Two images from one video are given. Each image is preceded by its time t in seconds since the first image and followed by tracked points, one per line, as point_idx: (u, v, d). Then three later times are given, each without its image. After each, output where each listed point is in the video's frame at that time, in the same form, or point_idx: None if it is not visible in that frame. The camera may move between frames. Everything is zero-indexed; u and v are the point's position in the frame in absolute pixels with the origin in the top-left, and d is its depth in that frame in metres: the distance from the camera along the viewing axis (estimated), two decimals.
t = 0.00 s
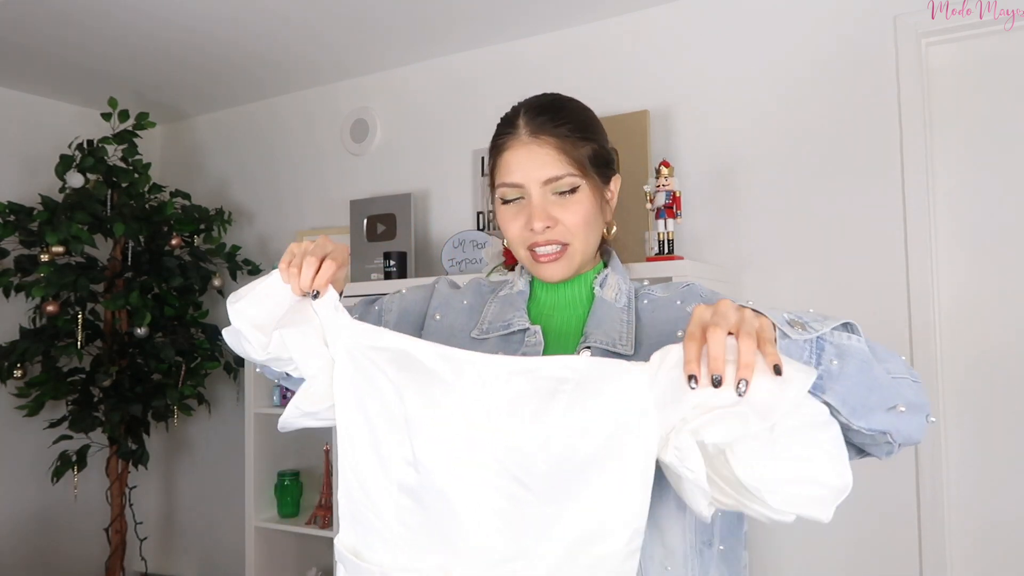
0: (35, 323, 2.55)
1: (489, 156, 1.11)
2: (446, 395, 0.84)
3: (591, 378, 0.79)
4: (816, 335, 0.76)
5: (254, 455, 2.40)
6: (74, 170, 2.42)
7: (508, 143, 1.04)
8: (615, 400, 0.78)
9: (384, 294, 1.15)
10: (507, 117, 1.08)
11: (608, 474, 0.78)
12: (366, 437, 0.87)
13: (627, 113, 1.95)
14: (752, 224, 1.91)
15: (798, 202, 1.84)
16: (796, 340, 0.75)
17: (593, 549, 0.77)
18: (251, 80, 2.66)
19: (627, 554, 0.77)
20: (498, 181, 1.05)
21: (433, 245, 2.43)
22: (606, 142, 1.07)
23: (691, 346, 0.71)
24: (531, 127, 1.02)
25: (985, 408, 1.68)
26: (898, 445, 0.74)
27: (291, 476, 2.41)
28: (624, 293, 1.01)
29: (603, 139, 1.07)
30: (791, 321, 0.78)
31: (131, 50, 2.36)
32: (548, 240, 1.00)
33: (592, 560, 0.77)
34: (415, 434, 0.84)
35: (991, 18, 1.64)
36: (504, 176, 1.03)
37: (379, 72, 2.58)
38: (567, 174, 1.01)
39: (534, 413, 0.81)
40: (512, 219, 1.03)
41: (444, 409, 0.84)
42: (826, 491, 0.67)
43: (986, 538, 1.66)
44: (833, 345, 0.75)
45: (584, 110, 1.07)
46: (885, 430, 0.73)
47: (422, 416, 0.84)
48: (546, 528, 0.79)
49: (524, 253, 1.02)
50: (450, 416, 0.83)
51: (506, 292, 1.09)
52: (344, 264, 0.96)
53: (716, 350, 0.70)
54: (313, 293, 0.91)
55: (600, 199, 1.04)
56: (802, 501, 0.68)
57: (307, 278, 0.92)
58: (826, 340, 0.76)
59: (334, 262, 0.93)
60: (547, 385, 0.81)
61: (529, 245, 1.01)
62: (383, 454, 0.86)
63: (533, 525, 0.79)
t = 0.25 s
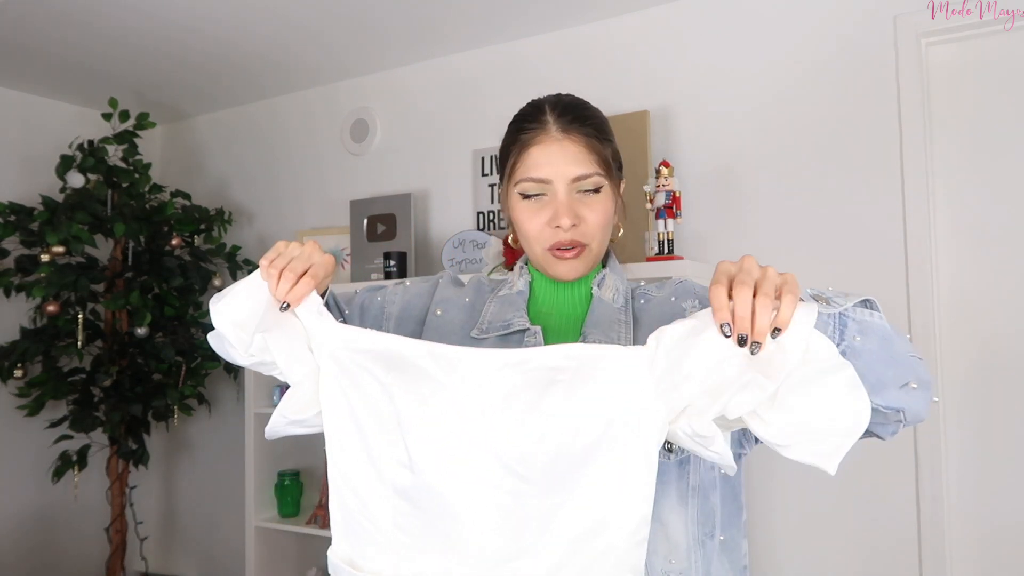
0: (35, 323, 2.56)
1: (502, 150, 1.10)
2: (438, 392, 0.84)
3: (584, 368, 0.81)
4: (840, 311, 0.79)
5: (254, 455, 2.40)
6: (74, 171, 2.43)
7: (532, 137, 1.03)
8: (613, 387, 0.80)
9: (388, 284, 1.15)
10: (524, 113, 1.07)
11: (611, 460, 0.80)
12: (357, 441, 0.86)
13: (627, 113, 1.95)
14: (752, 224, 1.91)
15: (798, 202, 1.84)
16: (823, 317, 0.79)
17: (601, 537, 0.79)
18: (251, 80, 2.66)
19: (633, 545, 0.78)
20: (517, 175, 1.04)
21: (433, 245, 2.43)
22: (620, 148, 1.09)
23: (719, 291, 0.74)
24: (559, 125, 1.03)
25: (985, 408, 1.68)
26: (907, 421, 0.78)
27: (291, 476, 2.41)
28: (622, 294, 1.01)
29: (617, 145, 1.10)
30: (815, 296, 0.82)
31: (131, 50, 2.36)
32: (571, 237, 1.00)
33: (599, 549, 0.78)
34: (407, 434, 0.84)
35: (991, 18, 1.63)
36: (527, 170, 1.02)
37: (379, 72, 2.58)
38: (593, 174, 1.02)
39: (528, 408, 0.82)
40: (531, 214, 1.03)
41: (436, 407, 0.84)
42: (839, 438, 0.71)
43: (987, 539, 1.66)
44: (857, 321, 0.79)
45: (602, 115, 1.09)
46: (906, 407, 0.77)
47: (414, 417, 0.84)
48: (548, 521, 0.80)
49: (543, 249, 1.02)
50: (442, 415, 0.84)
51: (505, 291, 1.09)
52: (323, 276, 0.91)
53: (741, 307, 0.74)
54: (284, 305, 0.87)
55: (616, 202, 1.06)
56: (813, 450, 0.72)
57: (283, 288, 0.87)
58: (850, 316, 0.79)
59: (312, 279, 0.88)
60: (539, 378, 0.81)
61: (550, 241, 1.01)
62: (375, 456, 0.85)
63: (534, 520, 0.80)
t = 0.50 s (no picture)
0: (35, 323, 2.55)
1: (504, 150, 1.09)
2: (446, 395, 0.84)
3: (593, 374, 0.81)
4: (872, 342, 0.79)
5: (254, 455, 2.40)
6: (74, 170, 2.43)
7: (539, 138, 1.03)
8: (622, 393, 0.80)
9: (384, 288, 1.15)
10: (528, 112, 1.07)
11: (618, 467, 0.80)
12: (360, 441, 0.85)
13: (627, 113, 1.95)
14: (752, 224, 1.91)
15: (798, 202, 1.84)
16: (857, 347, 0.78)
17: (604, 543, 0.78)
18: (251, 80, 2.66)
19: (639, 553, 0.77)
20: (523, 176, 1.04)
21: (433, 245, 2.43)
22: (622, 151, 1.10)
23: (733, 307, 0.77)
24: (567, 126, 1.03)
25: (985, 408, 1.68)
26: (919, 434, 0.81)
27: (291, 476, 2.41)
28: (621, 293, 1.01)
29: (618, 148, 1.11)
30: (849, 326, 0.79)
31: (131, 50, 2.36)
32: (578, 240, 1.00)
33: (604, 556, 0.78)
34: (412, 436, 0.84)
35: (991, 18, 1.63)
36: (535, 172, 1.02)
37: (379, 72, 2.58)
38: (600, 177, 1.02)
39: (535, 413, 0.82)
40: (537, 216, 1.03)
41: (443, 409, 0.84)
42: (860, 428, 0.72)
43: (986, 538, 1.66)
44: (885, 349, 0.79)
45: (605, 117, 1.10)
46: (920, 423, 0.78)
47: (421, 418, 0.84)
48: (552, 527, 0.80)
49: (549, 251, 1.02)
50: (448, 415, 0.84)
51: (504, 291, 1.09)
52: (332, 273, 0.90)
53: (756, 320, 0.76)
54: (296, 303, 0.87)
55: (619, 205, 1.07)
56: (843, 449, 0.72)
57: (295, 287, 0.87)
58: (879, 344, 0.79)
59: (323, 273, 0.88)
60: (547, 383, 0.82)
61: (556, 243, 1.01)
62: (377, 456, 0.85)
63: (538, 525, 0.80)
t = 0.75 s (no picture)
0: (35, 324, 2.55)
1: (507, 150, 1.08)
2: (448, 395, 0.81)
3: (593, 384, 0.78)
4: (883, 353, 0.74)
5: (254, 456, 2.40)
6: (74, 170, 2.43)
7: (545, 138, 1.02)
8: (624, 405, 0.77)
9: (383, 290, 1.15)
10: (532, 112, 1.06)
11: (615, 480, 0.78)
12: (365, 435, 0.84)
13: (626, 113, 1.95)
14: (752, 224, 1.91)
15: (798, 202, 1.84)
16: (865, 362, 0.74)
17: (602, 554, 0.77)
18: (251, 80, 2.66)
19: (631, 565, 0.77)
20: (528, 177, 1.03)
21: (433, 245, 2.43)
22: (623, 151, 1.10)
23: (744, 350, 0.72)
24: (572, 126, 1.02)
25: (985, 408, 1.67)
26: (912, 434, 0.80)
27: (290, 476, 2.41)
28: (620, 293, 1.02)
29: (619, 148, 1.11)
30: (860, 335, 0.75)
31: (131, 50, 2.36)
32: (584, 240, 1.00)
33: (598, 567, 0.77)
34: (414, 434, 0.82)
35: (991, 18, 1.63)
36: (541, 172, 1.02)
37: (379, 72, 2.58)
38: (605, 178, 1.02)
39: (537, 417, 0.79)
40: (542, 216, 1.02)
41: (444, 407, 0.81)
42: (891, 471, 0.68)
43: (987, 539, 1.66)
44: (893, 361, 0.75)
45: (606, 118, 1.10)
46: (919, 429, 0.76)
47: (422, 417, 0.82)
48: (550, 532, 0.78)
49: (554, 251, 1.02)
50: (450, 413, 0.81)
51: (503, 291, 1.09)
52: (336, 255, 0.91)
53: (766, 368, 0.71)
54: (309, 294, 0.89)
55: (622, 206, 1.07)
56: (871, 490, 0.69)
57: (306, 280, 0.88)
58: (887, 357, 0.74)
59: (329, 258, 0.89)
60: (549, 391, 0.78)
61: (562, 244, 1.01)
62: (385, 456, 0.83)
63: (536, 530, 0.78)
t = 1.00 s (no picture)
0: (35, 324, 2.55)
1: (514, 149, 1.09)
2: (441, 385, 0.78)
3: (588, 376, 0.75)
4: (852, 341, 0.78)
5: (254, 456, 2.40)
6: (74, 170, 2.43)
7: (553, 137, 1.03)
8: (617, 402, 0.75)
9: (387, 286, 1.15)
10: (540, 112, 1.07)
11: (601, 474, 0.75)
12: (357, 423, 0.82)
13: (627, 114, 1.95)
14: (751, 224, 1.91)
15: (798, 202, 1.85)
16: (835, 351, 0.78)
17: (581, 556, 0.74)
18: (250, 79, 2.66)
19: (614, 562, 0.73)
20: (536, 175, 1.03)
21: (433, 245, 2.43)
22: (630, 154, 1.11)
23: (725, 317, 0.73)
24: (581, 126, 1.03)
25: (985, 408, 1.68)
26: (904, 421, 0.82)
27: (290, 476, 2.41)
28: (622, 294, 1.02)
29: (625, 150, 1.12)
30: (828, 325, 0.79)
31: (131, 50, 2.36)
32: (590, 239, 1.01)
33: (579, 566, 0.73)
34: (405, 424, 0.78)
35: (991, 18, 1.63)
36: (549, 170, 1.02)
37: (379, 72, 2.58)
38: (612, 178, 1.03)
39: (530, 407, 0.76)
40: (549, 214, 1.03)
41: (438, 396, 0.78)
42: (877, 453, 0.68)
43: (986, 538, 1.67)
44: (863, 348, 0.79)
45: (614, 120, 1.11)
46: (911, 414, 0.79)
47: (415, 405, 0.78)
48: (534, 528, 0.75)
49: (560, 249, 1.02)
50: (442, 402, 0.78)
51: (507, 291, 1.09)
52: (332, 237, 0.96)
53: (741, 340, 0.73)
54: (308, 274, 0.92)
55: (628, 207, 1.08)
56: (854, 472, 0.68)
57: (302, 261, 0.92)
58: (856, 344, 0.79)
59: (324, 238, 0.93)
60: (542, 383, 0.76)
61: (568, 242, 1.01)
62: (376, 444, 0.81)
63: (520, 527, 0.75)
